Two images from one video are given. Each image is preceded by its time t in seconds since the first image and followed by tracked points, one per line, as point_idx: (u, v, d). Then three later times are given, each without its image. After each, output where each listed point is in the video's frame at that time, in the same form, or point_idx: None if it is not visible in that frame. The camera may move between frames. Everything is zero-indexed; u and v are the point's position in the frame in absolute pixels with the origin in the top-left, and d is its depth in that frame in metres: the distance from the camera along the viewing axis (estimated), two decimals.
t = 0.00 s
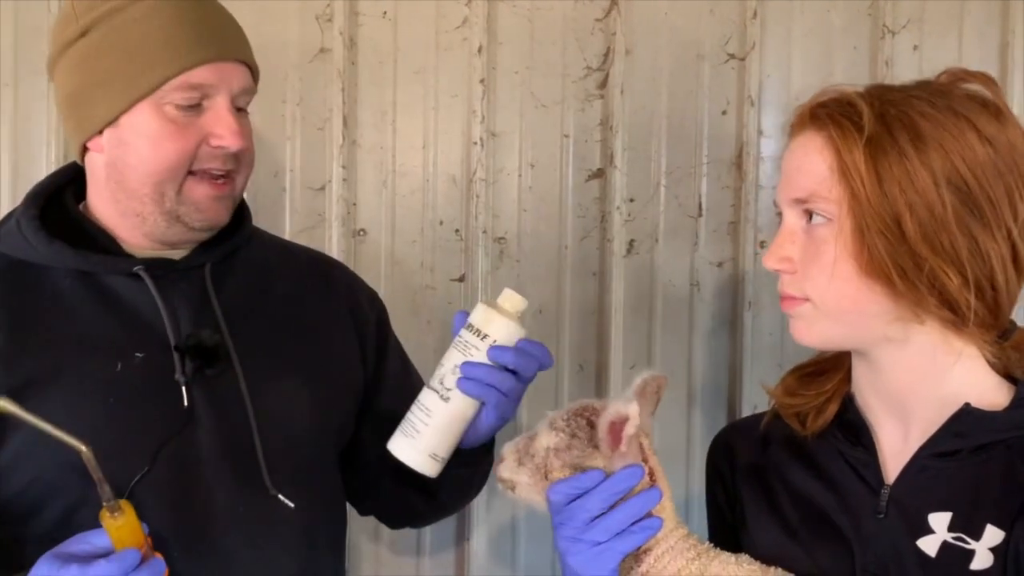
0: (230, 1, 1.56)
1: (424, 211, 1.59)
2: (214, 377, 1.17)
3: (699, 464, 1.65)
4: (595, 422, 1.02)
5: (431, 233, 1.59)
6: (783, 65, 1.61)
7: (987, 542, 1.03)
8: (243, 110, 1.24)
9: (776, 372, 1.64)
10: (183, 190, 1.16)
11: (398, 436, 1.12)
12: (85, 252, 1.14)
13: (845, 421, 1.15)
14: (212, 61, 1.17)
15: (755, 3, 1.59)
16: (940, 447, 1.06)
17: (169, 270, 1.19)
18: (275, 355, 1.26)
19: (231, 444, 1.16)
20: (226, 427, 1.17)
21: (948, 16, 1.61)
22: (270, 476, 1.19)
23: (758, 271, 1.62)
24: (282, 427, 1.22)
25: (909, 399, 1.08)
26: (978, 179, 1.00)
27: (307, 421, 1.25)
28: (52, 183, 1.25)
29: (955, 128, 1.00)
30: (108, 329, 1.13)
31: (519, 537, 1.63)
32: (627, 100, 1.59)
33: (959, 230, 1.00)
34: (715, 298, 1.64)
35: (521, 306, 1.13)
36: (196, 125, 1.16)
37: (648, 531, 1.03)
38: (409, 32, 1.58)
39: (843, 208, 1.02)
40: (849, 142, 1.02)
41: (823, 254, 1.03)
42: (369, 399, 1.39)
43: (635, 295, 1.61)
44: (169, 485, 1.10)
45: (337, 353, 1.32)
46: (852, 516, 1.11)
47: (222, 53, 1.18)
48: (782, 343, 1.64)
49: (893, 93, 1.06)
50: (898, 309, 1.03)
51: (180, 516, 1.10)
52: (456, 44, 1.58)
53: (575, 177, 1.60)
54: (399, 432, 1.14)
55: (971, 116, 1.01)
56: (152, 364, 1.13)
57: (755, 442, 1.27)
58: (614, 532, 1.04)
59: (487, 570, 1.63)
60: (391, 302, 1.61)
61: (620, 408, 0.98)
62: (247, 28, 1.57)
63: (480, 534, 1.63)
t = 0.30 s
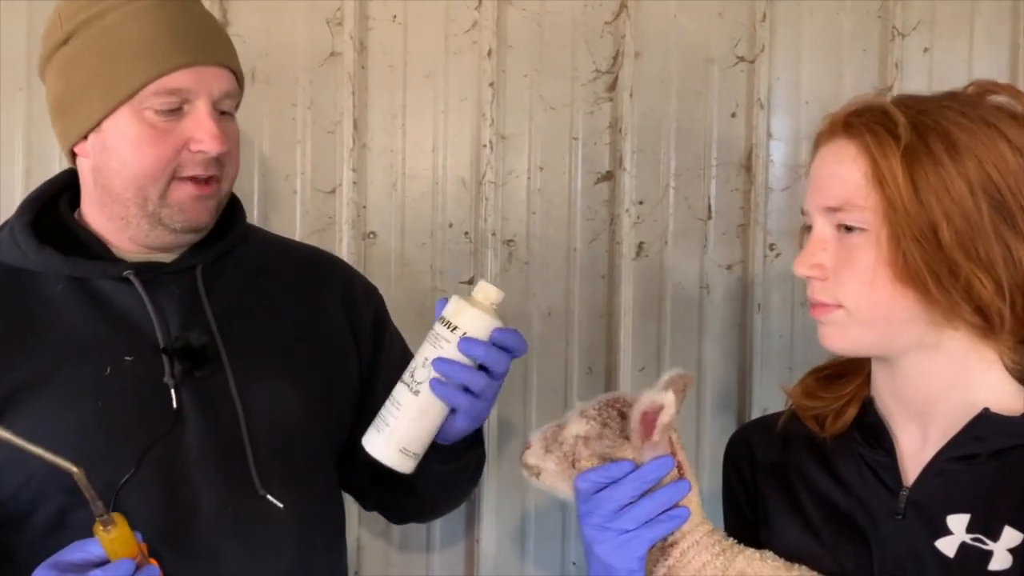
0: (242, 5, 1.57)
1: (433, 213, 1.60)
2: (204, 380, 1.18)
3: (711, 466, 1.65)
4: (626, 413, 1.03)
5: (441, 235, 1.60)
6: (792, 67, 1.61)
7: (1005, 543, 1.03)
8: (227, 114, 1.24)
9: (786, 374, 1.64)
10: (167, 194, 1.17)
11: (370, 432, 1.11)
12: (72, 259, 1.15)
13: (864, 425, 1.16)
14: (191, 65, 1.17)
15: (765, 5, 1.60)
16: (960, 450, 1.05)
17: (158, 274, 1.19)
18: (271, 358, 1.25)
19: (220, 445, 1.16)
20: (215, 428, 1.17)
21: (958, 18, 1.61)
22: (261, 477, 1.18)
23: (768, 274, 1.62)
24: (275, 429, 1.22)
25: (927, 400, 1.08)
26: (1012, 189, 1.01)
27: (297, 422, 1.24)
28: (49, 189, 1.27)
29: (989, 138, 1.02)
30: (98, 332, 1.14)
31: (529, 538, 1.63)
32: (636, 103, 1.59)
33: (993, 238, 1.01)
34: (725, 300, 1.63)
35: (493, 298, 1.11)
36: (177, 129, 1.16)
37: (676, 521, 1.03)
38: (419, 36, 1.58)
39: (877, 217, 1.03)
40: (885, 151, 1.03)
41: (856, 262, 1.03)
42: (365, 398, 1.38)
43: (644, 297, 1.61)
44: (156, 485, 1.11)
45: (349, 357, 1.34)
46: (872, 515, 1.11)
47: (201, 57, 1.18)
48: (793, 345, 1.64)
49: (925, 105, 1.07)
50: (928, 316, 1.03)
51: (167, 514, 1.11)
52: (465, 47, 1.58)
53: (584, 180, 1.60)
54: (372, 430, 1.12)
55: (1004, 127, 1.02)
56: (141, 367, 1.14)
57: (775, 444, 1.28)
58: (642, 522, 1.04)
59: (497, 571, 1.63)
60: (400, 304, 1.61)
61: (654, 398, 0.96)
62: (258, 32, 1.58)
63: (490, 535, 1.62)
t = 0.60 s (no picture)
0: (249, 10, 1.58)
1: (439, 217, 1.60)
2: (194, 384, 1.17)
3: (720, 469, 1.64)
4: (642, 416, 1.03)
5: (447, 238, 1.60)
6: (799, 69, 1.61)
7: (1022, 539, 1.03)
8: (213, 114, 1.24)
9: (792, 377, 1.64)
10: (156, 194, 1.18)
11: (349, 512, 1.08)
12: (63, 265, 1.16)
13: (874, 425, 1.16)
14: (174, 66, 1.18)
15: (771, 8, 1.59)
16: (971, 448, 1.06)
17: (149, 279, 1.20)
18: (265, 362, 1.25)
19: (211, 448, 1.16)
20: (206, 432, 1.17)
21: (965, 19, 1.60)
22: (252, 480, 1.19)
23: (774, 276, 1.62)
24: (265, 431, 1.22)
25: (938, 398, 1.08)
26: None
27: (289, 426, 1.24)
28: (43, 198, 1.28)
29: (1009, 140, 1.05)
30: (89, 338, 1.14)
31: (535, 541, 1.63)
32: (642, 106, 1.59)
33: (1018, 236, 1.04)
34: (731, 303, 1.63)
35: (409, 345, 1.02)
36: (162, 131, 1.17)
37: (694, 522, 1.04)
38: (424, 39, 1.59)
39: (905, 217, 1.03)
40: (912, 152, 1.04)
41: (883, 263, 1.02)
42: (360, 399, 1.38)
43: (650, 300, 1.61)
44: (148, 489, 1.11)
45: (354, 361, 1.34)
46: (886, 514, 1.12)
47: (184, 58, 1.18)
48: (800, 348, 1.63)
49: (941, 109, 1.10)
50: (952, 315, 1.03)
51: (158, 519, 1.11)
52: (471, 51, 1.58)
53: (590, 183, 1.60)
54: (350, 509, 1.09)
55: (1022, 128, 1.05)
56: (132, 372, 1.14)
57: (786, 446, 1.28)
58: (658, 525, 1.04)
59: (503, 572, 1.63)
60: (405, 308, 1.61)
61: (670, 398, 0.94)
62: (265, 36, 1.58)
63: (496, 538, 1.63)
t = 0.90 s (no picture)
0: (252, 16, 1.59)
1: (441, 221, 1.60)
2: (190, 389, 1.18)
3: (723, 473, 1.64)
4: (656, 419, 1.04)
5: (449, 243, 1.60)
6: (800, 74, 1.61)
7: None
8: (211, 122, 1.25)
9: (793, 381, 1.64)
10: (149, 203, 1.18)
11: (327, 542, 1.06)
12: (59, 272, 1.17)
13: (880, 429, 1.17)
14: (173, 74, 1.18)
15: (772, 13, 1.60)
16: (981, 452, 1.07)
17: (144, 285, 1.20)
18: (261, 368, 1.25)
19: (205, 454, 1.16)
20: (201, 437, 1.17)
21: (966, 24, 1.61)
22: (246, 486, 1.19)
23: (776, 280, 1.62)
24: (259, 435, 1.22)
25: (948, 402, 1.09)
26: None
27: (284, 431, 1.24)
28: (39, 204, 1.29)
29: (1014, 142, 1.06)
30: (85, 344, 1.15)
31: (537, 545, 1.63)
32: (644, 110, 1.60)
33: None
34: (732, 307, 1.63)
35: (382, 372, 1.00)
36: (158, 137, 1.17)
37: (708, 526, 1.05)
38: (426, 45, 1.59)
39: (916, 219, 1.04)
40: (921, 155, 1.05)
41: (896, 265, 1.03)
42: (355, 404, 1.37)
43: (652, 304, 1.61)
44: (143, 496, 1.11)
45: (356, 367, 1.34)
46: (896, 516, 1.12)
47: (183, 65, 1.19)
48: (801, 352, 1.64)
49: (943, 114, 1.12)
50: (965, 316, 1.04)
51: (154, 526, 1.11)
52: (473, 56, 1.59)
53: (592, 188, 1.60)
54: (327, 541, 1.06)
55: None
56: (127, 378, 1.15)
57: (791, 450, 1.28)
58: (673, 528, 1.05)
59: None
60: (408, 312, 1.62)
61: (684, 393, 0.95)
62: (268, 42, 1.59)
63: (498, 542, 1.63)
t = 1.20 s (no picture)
0: (252, 22, 1.60)
1: (441, 227, 1.61)
2: (182, 393, 1.18)
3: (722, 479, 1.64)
4: (661, 421, 1.05)
5: (449, 248, 1.61)
6: (797, 80, 1.62)
7: None
8: (195, 126, 1.24)
9: (791, 385, 1.64)
10: (133, 205, 1.18)
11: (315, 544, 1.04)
12: (51, 277, 1.17)
13: (881, 435, 1.17)
14: (150, 78, 1.18)
15: (769, 19, 1.61)
16: (980, 457, 1.08)
17: (137, 290, 1.20)
18: (256, 373, 1.25)
19: (199, 458, 1.17)
20: (194, 441, 1.17)
21: (963, 31, 1.61)
22: (240, 489, 1.19)
23: (774, 286, 1.63)
24: (252, 440, 1.22)
25: (949, 407, 1.09)
26: None
27: (277, 436, 1.24)
28: (33, 210, 1.29)
29: (1017, 145, 1.08)
30: (79, 349, 1.16)
31: (535, 550, 1.63)
32: (642, 116, 1.60)
33: None
34: (730, 312, 1.63)
35: (364, 359, 1.03)
36: (138, 141, 1.17)
37: (714, 528, 1.05)
38: (425, 51, 1.60)
39: (923, 222, 1.04)
40: (927, 158, 1.06)
41: (904, 269, 1.03)
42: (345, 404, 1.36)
43: (651, 309, 1.62)
44: (137, 499, 1.11)
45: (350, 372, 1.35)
46: (896, 521, 1.13)
47: (160, 69, 1.18)
48: (799, 357, 1.64)
49: (945, 118, 1.13)
50: (972, 319, 1.05)
51: (148, 529, 1.11)
52: (472, 62, 1.60)
53: (590, 194, 1.61)
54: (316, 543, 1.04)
55: None
56: (121, 382, 1.15)
57: (791, 455, 1.29)
58: (681, 529, 1.05)
59: None
60: (406, 317, 1.62)
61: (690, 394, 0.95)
62: (268, 48, 1.60)
63: (497, 547, 1.63)
